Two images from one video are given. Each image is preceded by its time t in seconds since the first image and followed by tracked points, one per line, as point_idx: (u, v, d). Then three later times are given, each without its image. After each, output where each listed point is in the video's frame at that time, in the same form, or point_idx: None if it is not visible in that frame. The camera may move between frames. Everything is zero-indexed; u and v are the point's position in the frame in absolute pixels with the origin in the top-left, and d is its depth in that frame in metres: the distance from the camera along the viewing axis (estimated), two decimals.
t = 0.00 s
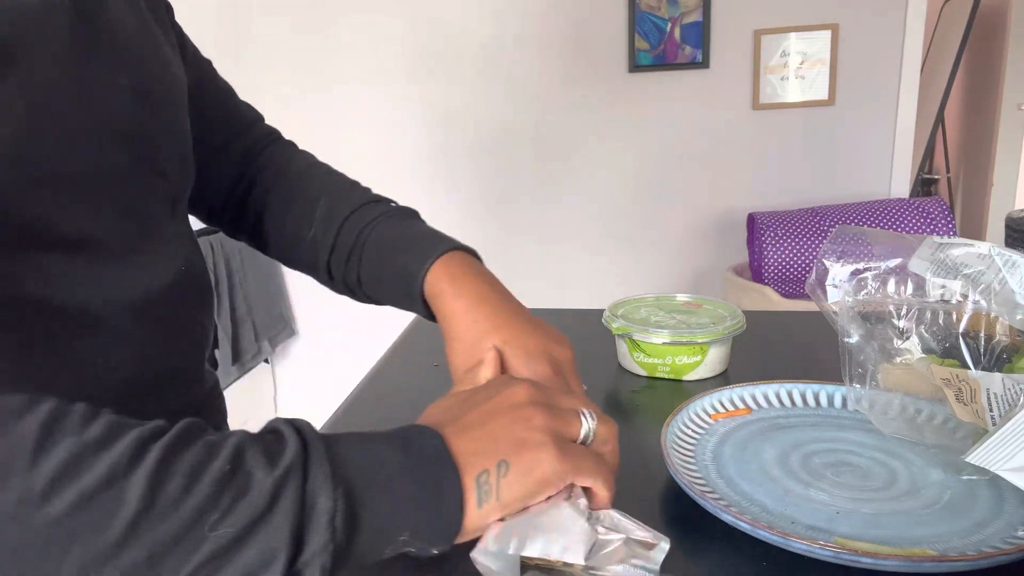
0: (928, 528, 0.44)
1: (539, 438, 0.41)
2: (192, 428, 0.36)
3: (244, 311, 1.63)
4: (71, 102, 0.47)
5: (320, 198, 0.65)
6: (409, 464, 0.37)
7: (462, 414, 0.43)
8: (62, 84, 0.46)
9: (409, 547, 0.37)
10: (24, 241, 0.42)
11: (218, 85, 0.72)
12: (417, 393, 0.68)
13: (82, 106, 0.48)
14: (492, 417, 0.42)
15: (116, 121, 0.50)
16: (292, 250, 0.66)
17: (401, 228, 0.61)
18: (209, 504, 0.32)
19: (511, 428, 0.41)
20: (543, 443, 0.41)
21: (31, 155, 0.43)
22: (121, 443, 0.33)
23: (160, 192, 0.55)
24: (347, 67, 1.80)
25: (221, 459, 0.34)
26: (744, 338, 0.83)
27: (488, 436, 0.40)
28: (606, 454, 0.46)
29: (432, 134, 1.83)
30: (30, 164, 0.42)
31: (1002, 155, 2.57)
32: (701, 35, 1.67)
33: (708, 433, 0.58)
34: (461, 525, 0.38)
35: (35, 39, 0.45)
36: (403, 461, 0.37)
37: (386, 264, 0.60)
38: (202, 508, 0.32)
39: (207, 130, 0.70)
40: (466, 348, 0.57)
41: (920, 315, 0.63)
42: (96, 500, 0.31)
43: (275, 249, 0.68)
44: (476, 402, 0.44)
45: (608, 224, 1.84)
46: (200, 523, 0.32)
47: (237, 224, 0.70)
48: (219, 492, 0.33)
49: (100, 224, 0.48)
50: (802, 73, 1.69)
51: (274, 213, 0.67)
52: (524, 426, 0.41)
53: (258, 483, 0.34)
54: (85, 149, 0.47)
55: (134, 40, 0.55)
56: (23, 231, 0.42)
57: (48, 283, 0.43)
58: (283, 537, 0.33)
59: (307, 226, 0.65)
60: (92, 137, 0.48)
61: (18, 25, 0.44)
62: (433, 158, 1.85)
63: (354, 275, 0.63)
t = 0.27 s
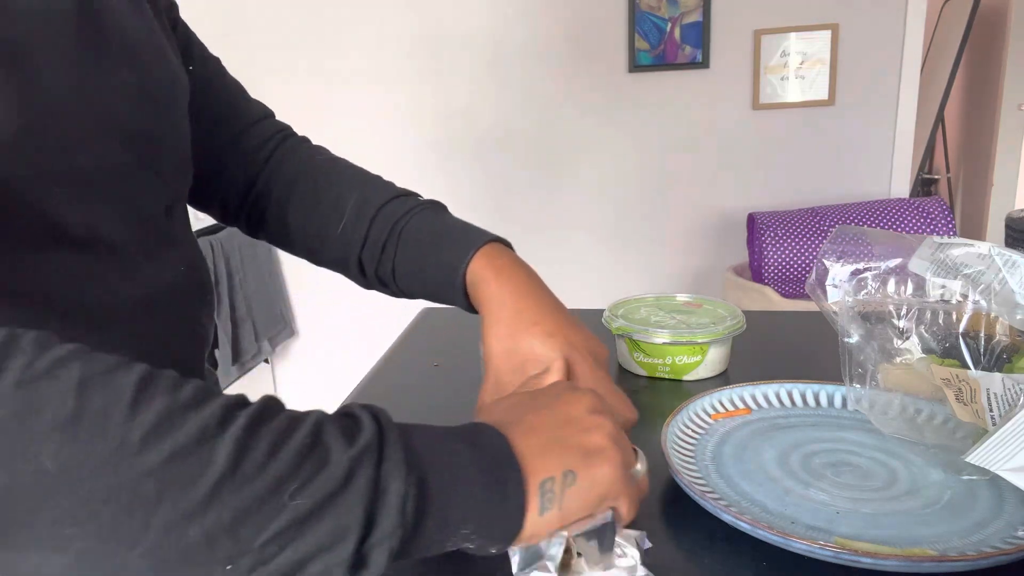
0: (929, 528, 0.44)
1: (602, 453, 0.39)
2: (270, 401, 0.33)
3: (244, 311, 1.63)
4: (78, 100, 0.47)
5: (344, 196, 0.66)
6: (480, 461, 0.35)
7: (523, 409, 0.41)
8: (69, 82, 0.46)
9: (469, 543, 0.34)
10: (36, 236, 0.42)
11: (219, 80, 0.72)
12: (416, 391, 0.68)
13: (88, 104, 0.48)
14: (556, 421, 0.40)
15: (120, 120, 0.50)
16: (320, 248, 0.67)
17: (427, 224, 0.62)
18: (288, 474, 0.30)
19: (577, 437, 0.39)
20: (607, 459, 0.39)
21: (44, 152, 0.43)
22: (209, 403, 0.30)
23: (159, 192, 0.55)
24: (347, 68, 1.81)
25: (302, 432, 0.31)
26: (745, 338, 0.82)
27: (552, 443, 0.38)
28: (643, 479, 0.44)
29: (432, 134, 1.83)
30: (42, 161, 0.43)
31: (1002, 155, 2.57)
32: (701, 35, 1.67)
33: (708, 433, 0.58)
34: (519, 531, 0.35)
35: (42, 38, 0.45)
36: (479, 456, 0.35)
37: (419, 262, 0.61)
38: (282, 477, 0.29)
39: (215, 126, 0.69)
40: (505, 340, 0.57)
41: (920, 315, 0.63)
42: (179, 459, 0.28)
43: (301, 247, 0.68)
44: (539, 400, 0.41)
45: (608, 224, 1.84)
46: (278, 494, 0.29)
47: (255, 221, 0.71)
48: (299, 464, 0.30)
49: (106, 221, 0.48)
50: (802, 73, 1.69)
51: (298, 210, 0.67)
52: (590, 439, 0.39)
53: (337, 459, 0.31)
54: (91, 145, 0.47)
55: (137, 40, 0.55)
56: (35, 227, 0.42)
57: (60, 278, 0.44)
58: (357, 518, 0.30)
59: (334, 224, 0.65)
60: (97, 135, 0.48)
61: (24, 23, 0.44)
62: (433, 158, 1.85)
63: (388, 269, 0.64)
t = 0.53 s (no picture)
0: (929, 528, 0.44)
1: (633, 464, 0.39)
2: (297, 393, 0.33)
3: (245, 312, 1.63)
4: (81, 101, 0.47)
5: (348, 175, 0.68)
6: (509, 462, 0.35)
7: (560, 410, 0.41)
8: (72, 83, 0.46)
9: (490, 536, 0.35)
10: (43, 239, 0.42)
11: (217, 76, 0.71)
12: (416, 391, 0.68)
13: (91, 105, 0.48)
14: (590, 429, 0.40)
15: (123, 119, 0.50)
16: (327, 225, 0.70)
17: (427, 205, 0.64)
18: (313, 469, 0.30)
19: (612, 447, 0.39)
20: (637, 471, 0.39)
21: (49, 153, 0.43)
22: (234, 399, 0.30)
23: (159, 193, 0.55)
24: (347, 68, 1.81)
25: (326, 427, 0.31)
26: (745, 338, 0.82)
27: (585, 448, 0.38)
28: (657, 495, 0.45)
29: (432, 135, 1.83)
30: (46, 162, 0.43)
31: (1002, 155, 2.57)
32: (701, 35, 1.67)
33: (708, 433, 0.58)
34: (540, 528, 0.36)
35: (42, 40, 0.45)
36: (510, 456, 0.35)
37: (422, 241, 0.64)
38: (307, 472, 0.30)
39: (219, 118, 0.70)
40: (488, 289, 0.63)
41: (920, 315, 0.63)
42: (204, 455, 0.28)
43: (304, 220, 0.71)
44: (577, 404, 0.42)
45: (607, 224, 1.84)
46: (302, 489, 0.29)
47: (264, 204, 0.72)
48: (323, 459, 0.30)
49: (110, 223, 0.48)
50: (802, 73, 1.69)
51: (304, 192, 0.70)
52: (625, 450, 0.40)
53: (361, 453, 0.31)
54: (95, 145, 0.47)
55: (138, 42, 0.55)
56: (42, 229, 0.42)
57: (66, 281, 0.44)
58: (381, 512, 0.30)
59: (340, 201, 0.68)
60: (101, 135, 0.48)
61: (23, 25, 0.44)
62: (433, 158, 1.85)
63: (385, 233, 0.67)
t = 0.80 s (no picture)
0: (928, 528, 0.44)
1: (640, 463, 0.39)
2: (304, 394, 0.33)
3: (245, 313, 1.63)
4: (94, 99, 0.47)
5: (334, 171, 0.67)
6: (513, 457, 0.34)
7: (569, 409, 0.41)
8: (85, 80, 0.46)
9: (498, 533, 0.35)
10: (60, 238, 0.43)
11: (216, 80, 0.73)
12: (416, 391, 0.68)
13: (102, 101, 0.47)
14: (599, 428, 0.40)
15: (129, 118, 0.50)
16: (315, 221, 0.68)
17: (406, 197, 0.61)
18: (321, 470, 0.30)
19: (621, 448, 0.39)
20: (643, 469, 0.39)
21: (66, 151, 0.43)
22: (241, 401, 0.30)
23: (166, 190, 0.55)
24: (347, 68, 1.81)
25: (332, 428, 0.31)
26: (744, 338, 0.83)
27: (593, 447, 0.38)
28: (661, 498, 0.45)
29: (432, 134, 1.83)
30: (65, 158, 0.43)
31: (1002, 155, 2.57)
32: (701, 35, 1.67)
33: (709, 433, 0.58)
34: (546, 526, 0.36)
35: (57, 34, 0.45)
36: (517, 457, 0.35)
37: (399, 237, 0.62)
38: (315, 473, 0.30)
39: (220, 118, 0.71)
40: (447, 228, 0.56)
41: (920, 315, 0.63)
42: (213, 459, 0.28)
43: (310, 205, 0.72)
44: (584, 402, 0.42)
45: (608, 224, 1.84)
46: (311, 490, 0.29)
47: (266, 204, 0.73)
48: (330, 461, 0.30)
49: (118, 221, 0.48)
50: (802, 73, 1.69)
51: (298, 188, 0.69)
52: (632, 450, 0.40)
53: (369, 454, 0.31)
54: (106, 144, 0.47)
55: (139, 41, 0.55)
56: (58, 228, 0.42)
57: (77, 280, 0.44)
58: (390, 512, 0.30)
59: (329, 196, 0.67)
60: (111, 133, 0.48)
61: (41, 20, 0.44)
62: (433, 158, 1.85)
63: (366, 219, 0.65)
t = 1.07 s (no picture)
0: (928, 528, 0.44)
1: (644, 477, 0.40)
2: (309, 382, 0.33)
3: (245, 313, 1.63)
4: (94, 104, 0.47)
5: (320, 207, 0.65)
6: (518, 452, 0.34)
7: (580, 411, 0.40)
8: (84, 86, 0.46)
9: (499, 524, 0.34)
10: (62, 241, 0.43)
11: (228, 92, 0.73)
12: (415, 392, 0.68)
13: (102, 107, 0.48)
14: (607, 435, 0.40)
15: (131, 121, 0.50)
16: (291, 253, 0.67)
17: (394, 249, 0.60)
18: (320, 461, 0.29)
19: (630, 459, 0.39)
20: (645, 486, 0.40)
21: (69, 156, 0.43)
22: (241, 391, 0.30)
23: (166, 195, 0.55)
24: (347, 68, 1.81)
25: (333, 419, 0.31)
26: (744, 338, 0.83)
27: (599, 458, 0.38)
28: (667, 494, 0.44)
29: (432, 134, 1.83)
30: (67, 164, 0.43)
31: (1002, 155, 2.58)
32: (701, 35, 1.67)
33: (709, 433, 0.58)
34: (546, 523, 0.36)
35: (57, 42, 0.45)
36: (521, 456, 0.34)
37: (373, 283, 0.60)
38: (314, 463, 0.29)
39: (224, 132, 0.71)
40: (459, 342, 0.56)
41: (920, 315, 0.63)
42: (213, 449, 0.28)
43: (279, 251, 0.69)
44: (593, 400, 0.42)
45: (608, 224, 1.85)
46: (309, 480, 0.29)
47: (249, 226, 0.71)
48: (330, 451, 0.30)
49: (123, 226, 0.49)
50: (802, 73, 1.69)
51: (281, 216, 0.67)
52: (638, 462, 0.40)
53: (369, 445, 0.30)
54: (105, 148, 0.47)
55: (144, 44, 0.55)
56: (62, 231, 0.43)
57: (79, 282, 0.44)
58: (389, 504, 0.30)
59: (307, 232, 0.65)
60: (111, 137, 0.48)
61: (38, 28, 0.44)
62: (433, 158, 1.85)
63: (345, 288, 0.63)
